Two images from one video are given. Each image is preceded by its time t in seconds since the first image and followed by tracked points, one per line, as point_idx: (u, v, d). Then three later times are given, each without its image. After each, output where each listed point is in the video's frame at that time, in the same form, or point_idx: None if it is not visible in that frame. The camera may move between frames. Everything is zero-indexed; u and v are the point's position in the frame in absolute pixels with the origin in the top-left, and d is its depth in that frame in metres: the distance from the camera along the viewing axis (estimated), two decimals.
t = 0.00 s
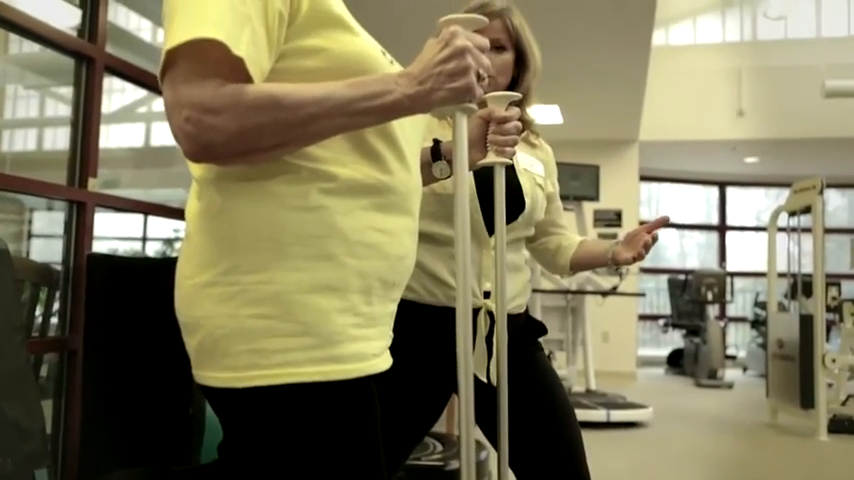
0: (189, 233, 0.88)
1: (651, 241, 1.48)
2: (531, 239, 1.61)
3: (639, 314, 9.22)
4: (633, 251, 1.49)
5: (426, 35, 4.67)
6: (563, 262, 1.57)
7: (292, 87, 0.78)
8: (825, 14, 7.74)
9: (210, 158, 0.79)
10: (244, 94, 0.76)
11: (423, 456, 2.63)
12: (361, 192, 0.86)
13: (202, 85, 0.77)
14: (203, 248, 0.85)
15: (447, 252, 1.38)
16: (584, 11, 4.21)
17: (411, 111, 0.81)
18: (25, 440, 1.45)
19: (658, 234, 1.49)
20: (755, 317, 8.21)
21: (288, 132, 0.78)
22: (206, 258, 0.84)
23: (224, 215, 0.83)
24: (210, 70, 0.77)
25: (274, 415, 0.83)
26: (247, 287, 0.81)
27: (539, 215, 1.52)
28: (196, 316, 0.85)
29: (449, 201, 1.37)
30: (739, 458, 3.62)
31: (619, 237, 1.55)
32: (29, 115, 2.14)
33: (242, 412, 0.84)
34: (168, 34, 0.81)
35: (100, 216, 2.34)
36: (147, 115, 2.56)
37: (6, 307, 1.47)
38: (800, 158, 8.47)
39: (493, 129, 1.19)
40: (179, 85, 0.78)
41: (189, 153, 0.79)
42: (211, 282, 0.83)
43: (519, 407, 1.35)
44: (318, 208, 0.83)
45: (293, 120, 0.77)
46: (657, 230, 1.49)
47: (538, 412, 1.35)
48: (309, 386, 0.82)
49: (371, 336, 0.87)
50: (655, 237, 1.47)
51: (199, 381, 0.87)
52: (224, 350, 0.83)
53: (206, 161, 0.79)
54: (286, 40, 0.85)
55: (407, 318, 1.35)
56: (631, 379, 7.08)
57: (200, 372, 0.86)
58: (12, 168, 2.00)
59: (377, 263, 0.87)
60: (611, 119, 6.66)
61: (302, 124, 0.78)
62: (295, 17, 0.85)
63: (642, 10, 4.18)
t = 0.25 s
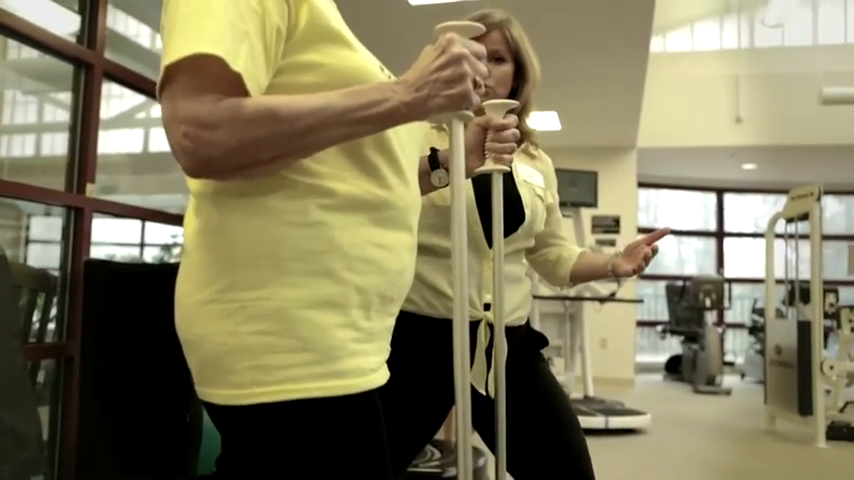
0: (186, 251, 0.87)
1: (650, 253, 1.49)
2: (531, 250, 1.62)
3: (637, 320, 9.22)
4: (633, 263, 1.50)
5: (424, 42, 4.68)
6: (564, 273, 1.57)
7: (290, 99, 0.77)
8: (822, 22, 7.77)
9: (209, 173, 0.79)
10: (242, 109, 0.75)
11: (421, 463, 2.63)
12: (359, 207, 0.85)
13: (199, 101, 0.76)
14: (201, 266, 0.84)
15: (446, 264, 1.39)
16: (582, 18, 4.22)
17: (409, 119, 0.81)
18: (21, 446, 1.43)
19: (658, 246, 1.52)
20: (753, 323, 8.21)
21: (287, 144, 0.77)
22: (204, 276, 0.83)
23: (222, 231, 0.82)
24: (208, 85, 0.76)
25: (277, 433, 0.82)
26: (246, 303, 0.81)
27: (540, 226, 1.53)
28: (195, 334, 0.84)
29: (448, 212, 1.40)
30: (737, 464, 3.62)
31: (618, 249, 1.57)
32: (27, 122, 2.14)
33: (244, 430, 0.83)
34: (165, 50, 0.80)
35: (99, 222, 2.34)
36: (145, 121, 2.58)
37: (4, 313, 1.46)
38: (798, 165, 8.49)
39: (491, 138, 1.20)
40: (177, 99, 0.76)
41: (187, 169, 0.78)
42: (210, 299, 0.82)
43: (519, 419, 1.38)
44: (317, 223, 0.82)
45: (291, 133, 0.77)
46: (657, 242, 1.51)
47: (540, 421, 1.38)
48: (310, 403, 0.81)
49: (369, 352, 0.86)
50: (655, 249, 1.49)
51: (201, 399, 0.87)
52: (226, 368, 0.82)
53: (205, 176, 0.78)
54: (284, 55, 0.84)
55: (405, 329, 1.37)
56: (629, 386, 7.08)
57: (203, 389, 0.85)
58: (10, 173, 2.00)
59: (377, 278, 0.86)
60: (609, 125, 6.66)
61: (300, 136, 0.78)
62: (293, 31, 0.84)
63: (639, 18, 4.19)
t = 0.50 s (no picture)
0: (186, 265, 0.86)
1: (651, 264, 1.48)
2: (532, 261, 1.62)
3: (636, 327, 9.22)
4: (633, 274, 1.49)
5: (424, 49, 4.69)
6: (564, 285, 1.58)
7: (291, 111, 0.76)
8: (819, 30, 7.81)
9: (210, 187, 0.77)
10: (244, 121, 0.74)
11: (420, 470, 2.62)
12: (359, 221, 0.84)
13: (201, 114, 0.75)
14: (202, 281, 0.82)
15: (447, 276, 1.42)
16: (580, 26, 4.24)
17: (410, 127, 0.80)
18: (18, 453, 1.40)
19: (659, 256, 1.50)
20: (752, 330, 8.21)
21: (289, 157, 0.76)
22: (204, 291, 0.82)
23: (222, 245, 0.81)
24: (209, 98, 0.75)
25: (282, 448, 0.81)
26: (247, 319, 0.79)
27: (541, 238, 1.54)
28: (196, 350, 0.82)
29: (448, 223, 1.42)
30: (736, 472, 3.61)
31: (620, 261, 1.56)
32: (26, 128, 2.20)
33: (248, 447, 0.82)
34: (165, 63, 0.78)
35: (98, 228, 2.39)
36: (145, 127, 2.64)
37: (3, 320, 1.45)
38: (796, 172, 8.51)
39: (488, 145, 1.20)
40: (177, 113, 0.76)
41: (189, 183, 0.77)
42: (210, 315, 0.81)
43: (520, 431, 1.40)
44: (318, 238, 0.80)
45: (293, 144, 0.76)
46: (657, 253, 1.49)
47: (544, 431, 1.40)
48: (314, 419, 0.81)
49: (370, 366, 0.85)
50: (655, 260, 1.48)
51: (205, 416, 0.86)
52: (228, 384, 0.81)
53: (206, 190, 0.77)
54: (284, 69, 0.83)
55: (404, 341, 1.40)
56: (627, 392, 7.07)
57: (206, 406, 0.84)
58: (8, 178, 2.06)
59: (378, 292, 0.85)
60: (608, 132, 6.67)
61: (303, 149, 0.77)
62: (293, 44, 0.83)
63: (637, 25, 4.21)
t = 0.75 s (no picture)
0: (187, 279, 0.85)
1: (654, 270, 1.49)
2: (534, 270, 1.63)
3: (635, 332, 9.22)
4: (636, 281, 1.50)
5: (423, 56, 4.71)
6: (567, 293, 1.59)
7: (291, 121, 0.76)
8: (817, 35, 7.83)
9: (212, 201, 0.77)
10: (245, 133, 0.74)
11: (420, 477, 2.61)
12: (361, 234, 0.84)
13: (202, 128, 0.74)
14: (203, 295, 0.82)
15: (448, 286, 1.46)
16: (578, 33, 4.26)
17: (410, 133, 0.80)
18: (15, 459, 1.39)
19: (661, 263, 1.50)
20: (751, 336, 8.20)
21: (291, 171, 0.76)
22: (206, 305, 0.81)
23: (223, 260, 0.80)
24: (211, 111, 0.75)
25: (286, 463, 0.81)
26: (249, 333, 0.79)
27: (543, 246, 1.54)
28: (199, 365, 0.82)
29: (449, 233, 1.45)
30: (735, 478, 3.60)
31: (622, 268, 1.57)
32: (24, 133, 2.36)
33: (252, 461, 0.82)
34: (166, 77, 0.78)
35: (96, 233, 2.57)
36: (142, 133, 2.86)
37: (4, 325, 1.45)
38: (794, 178, 8.53)
39: (486, 151, 1.20)
40: (178, 128, 0.75)
41: (190, 197, 0.77)
42: (213, 331, 0.81)
43: (522, 438, 1.42)
44: (319, 252, 0.80)
45: (295, 154, 0.76)
46: (659, 259, 1.50)
47: (548, 440, 1.41)
48: (317, 433, 0.80)
49: (372, 379, 0.85)
50: (657, 266, 1.48)
51: (209, 431, 0.85)
52: (231, 399, 0.80)
53: (208, 205, 0.77)
54: (285, 81, 0.83)
55: (408, 351, 1.44)
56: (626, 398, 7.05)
57: (210, 421, 0.84)
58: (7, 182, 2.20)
59: (379, 304, 0.85)
60: (606, 138, 6.69)
61: (305, 162, 0.77)
62: (294, 57, 0.83)
63: (635, 32, 4.23)
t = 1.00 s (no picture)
0: (187, 293, 0.84)
1: (657, 276, 1.50)
2: (535, 278, 1.63)
3: (633, 339, 9.21)
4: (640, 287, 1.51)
5: (422, 62, 4.72)
6: (570, 300, 1.59)
7: (292, 133, 0.76)
8: (814, 42, 7.86)
9: (214, 215, 0.77)
10: (246, 147, 0.74)
11: None
12: (362, 248, 0.84)
13: (203, 142, 0.74)
14: (204, 310, 0.81)
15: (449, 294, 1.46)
16: (575, 40, 4.28)
17: (411, 140, 0.80)
18: (12, 467, 1.37)
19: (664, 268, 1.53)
20: (750, 342, 8.19)
21: (293, 184, 0.76)
22: (206, 320, 0.81)
23: (223, 274, 0.79)
24: (211, 126, 0.74)
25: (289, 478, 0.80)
26: (251, 348, 0.78)
27: (545, 253, 1.54)
28: (200, 380, 0.81)
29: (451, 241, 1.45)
30: None
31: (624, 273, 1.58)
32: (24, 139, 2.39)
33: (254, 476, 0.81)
34: (166, 92, 0.78)
35: (95, 238, 2.60)
36: (141, 137, 2.89)
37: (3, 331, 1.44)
38: (792, 184, 8.54)
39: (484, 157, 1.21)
40: (179, 142, 0.75)
41: (192, 211, 0.76)
42: (214, 346, 0.80)
43: (524, 447, 1.42)
44: (320, 265, 0.80)
45: (296, 167, 0.75)
46: (662, 265, 1.51)
47: (552, 449, 1.41)
48: (320, 446, 0.80)
49: (373, 392, 0.85)
50: (661, 272, 1.50)
51: (211, 446, 0.85)
52: (233, 414, 0.80)
53: (210, 219, 0.76)
54: (286, 95, 0.83)
55: (410, 360, 1.45)
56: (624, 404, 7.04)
57: (212, 436, 0.83)
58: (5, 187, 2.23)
59: (380, 318, 0.85)
60: (605, 144, 6.70)
61: (307, 175, 0.76)
62: (294, 70, 0.83)
63: (632, 39, 4.25)
